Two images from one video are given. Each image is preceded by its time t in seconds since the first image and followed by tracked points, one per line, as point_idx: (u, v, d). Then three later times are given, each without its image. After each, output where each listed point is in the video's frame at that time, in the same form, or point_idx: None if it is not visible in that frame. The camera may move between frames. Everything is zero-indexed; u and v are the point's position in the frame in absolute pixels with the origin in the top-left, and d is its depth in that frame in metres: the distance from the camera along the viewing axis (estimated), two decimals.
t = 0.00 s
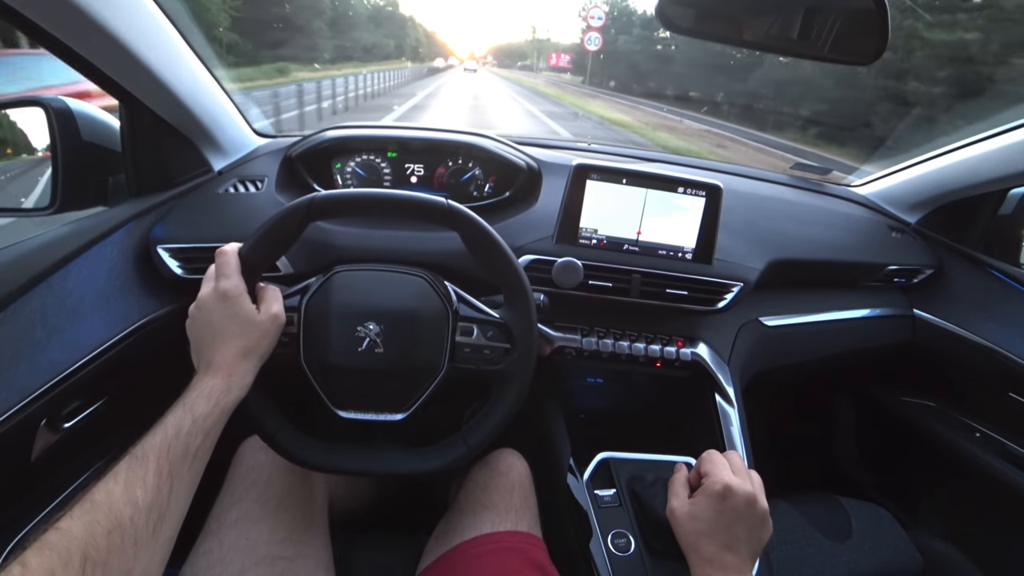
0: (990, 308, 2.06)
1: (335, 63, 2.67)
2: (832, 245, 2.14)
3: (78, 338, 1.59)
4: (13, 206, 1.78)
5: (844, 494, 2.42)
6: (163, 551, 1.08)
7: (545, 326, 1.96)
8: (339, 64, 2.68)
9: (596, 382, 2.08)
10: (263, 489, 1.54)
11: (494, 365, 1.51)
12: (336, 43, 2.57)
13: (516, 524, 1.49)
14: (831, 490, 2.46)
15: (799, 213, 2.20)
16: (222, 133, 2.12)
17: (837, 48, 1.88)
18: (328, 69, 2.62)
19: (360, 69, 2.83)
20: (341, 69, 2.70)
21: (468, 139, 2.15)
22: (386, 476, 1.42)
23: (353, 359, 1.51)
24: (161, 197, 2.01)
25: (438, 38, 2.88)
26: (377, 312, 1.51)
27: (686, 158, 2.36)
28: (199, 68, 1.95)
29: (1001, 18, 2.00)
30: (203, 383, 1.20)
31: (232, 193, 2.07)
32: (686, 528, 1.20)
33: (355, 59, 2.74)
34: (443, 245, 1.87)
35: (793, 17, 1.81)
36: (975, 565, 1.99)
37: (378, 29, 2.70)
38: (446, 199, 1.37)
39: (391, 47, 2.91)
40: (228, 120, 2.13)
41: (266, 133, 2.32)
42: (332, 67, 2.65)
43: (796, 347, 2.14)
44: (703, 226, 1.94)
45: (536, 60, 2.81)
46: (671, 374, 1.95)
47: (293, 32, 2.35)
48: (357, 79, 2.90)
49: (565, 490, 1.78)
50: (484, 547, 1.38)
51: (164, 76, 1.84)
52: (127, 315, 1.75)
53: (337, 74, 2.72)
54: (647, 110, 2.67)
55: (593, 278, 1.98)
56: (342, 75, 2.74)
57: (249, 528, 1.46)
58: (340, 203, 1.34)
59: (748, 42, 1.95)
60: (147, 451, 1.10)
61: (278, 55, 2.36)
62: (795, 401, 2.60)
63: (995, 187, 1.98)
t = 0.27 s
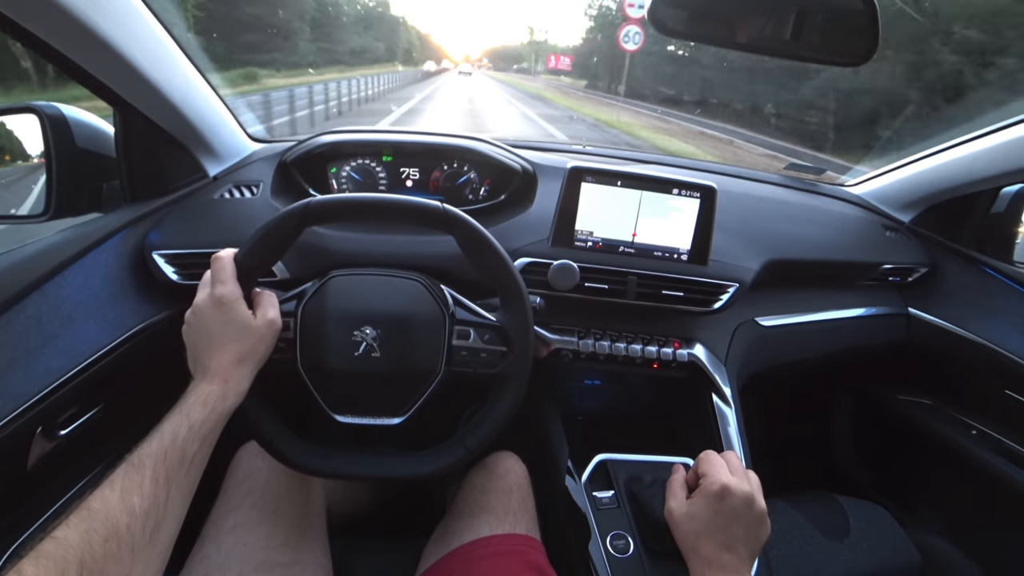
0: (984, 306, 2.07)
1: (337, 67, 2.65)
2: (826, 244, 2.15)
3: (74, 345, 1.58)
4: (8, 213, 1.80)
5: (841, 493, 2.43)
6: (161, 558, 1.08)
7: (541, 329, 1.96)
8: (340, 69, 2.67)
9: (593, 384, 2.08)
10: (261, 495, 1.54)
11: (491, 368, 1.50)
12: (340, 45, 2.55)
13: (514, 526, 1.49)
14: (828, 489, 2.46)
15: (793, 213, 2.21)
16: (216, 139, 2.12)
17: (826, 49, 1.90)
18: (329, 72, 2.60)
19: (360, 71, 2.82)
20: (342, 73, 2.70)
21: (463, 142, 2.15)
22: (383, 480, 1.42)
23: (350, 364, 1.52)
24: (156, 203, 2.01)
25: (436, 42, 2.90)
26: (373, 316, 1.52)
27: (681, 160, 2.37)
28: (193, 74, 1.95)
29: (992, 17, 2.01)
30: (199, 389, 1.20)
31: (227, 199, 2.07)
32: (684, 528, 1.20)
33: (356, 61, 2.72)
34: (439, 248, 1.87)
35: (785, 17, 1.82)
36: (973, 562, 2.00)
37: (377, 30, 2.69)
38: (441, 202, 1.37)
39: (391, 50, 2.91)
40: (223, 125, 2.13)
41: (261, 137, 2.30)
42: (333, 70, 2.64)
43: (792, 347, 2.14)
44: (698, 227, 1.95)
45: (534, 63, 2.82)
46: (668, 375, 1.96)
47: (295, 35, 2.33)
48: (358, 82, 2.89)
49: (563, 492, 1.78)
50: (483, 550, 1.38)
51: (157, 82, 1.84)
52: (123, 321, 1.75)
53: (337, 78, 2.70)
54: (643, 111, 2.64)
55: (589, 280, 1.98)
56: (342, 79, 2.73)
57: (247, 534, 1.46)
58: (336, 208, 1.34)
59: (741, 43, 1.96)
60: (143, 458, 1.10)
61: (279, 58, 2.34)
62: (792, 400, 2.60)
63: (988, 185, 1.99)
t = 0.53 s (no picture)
0: (981, 310, 2.07)
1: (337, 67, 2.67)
2: (824, 248, 2.15)
3: (70, 347, 1.58)
4: (7, 213, 1.79)
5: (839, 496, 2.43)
6: (158, 562, 1.08)
7: (539, 332, 1.96)
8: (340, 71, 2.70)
9: (591, 388, 2.08)
10: (258, 498, 1.53)
11: (489, 370, 1.51)
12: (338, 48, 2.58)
13: (512, 530, 1.49)
14: (826, 492, 2.46)
15: (791, 217, 2.22)
16: (216, 140, 2.12)
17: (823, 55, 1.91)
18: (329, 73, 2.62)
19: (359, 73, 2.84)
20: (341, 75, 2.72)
21: (462, 144, 2.15)
22: (380, 483, 1.41)
23: (348, 367, 1.51)
24: (154, 205, 2.01)
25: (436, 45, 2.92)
26: (371, 318, 1.51)
27: (679, 163, 2.37)
28: (192, 75, 1.95)
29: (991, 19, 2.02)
30: (197, 391, 1.20)
31: (226, 200, 2.07)
32: (682, 532, 1.20)
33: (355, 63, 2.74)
34: (437, 251, 1.87)
35: (782, 20, 1.83)
36: (970, 565, 2.00)
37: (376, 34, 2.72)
38: (440, 205, 1.37)
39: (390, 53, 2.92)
40: (222, 126, 2.13)
41: (260, 139, 2.30)
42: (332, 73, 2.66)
43: (789, 351, 2.15)
44: (696, 231, 1.95)
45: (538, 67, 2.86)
46: (666, 379, 1.96)
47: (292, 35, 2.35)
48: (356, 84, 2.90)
49: (561, 495, 1.77)
50: (481, 554, 1.38)
51: (157, 82, 1.84)
52: (119, 323, 1.74)
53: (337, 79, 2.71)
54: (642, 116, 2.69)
55: (587, 283, 1.98)
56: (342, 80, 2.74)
57: (243, 537, 1.45)
58: (335, 210, 1.34)
59: (739, 48, 1.97)
60: (140, 461, 1.10)
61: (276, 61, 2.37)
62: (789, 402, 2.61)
63: (985, 190, 2.00)
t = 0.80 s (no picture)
0: (978, 311, 2.07)
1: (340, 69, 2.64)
2: (823, 250, 2.15)
3: (66, 348, 1.57)
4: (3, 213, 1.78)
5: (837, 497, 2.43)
6: (154, 563, 1.07)
7: (538, 333, 1.95)
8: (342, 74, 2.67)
9: (588, 389, 2.08)
10: (255, 499, 1.53)
11: (488, 372, 1.51)
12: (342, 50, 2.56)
13: (510, 531, 1.49)
14: (824, 494, 2.46)
15: (789, 218, 2.22)
16: (214, 141, 2.12)
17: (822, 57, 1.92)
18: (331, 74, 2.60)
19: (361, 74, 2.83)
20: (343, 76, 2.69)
21: (460, 146, 2.15)
22: (378, 485, 1.41)
23: (346, 368, 1.51)
24: (152, 205, 2.01)
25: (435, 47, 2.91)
26: (369, 320, 1.51)
27: (677, 164, 2.37)
28: (190, 75, 1.95)
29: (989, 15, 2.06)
30: (194, 392, 1.19)
31: (224, 201, 2.06)
32: (680, 534, 1.19)
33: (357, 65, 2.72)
34: (435, 252, 1.87)
35: (781, 22, 1.83)
36: (968, 566, 2.00)
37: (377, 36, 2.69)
38: (438, 206, 1.37)
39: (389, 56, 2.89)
40: (220, 127, 2.12)
41: (258, 140, 2.30)
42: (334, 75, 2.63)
43: (788, 352, 2.15)
44: (694, 232, 1.95)
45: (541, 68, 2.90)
46: (665, 380, 1.97)
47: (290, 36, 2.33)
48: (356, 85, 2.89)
49: (559, 497, 1.77)
50: (479, 556, 1.37)
51: (155, 83, 1.83)
52: (116, 325, 1.74)
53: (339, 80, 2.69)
54: (641, 118, 2.71)
55: (586, 284, 1.97)
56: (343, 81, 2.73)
57: (241, 539, 1.44)
58: (333, 210, 1.34)
59: (737, 50, 1.97)
60: (136, 462, 1.10)
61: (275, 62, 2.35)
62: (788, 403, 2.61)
63: (982, 191, 2.00)
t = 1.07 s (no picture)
0: (976, 312, 2.08)
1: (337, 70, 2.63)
2: (821, 252, 2.16)
3: (64, 348, 1.57)
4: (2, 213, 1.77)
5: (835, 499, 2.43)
6: (150, 563, 1.07)
7: (535, 334, 1.95)
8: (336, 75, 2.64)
9: (587, 391, 2.07)
10: (252, 500, 1.53)
11: (484, 373, 1.50)
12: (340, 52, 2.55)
13: (507, 533, 1.49)
14: (822, 495, 2.47)
15: (787, 220, 2.22)
16: (212, 141, 2.12)
17: (818, 61, 1.93)
18: (322, 75, 2.57)
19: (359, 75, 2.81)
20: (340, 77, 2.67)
21: (458, 147, 2.15)
22: (375, 486, 1.41)
23: (343, 368, 1.51)
24: (150, 205, 2.01)
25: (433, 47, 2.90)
26: (366, 321, 1.51)
27: (676, 166, 2.37)
28: (188, 75, 1.94)
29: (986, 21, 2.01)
30: (191, 392, 1.19)
31: (222, 201, 2.07)
32: (677, 535, 1.19)
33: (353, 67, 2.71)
34: (433, 253, 1.87)
35: (780, 25, 1.83)
36: (965, 568, 2.00)
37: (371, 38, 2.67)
38: (436, 207, 1.37)
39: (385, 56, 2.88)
40: (218, 127, 2.12)
41: (257, 140, 2.30)
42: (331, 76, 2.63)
43: (786, 354, 2.15)
44: (692, 233, 1.95)
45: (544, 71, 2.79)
46: (663, 382, 1.97)
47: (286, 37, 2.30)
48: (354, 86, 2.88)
49: (557, 498, 1.77)
50: (477, 557, 1.37)
51: (154, 83, 1.84)
52: (113, 325, 1.74)
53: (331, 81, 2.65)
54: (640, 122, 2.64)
55: (583, 285, 1.97)
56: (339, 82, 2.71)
57: (237, 540, 1.44)
58: (331, 211, 1.34)
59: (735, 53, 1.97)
60: (133, 461, 1.10)
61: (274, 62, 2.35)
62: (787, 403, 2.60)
63: (980, 193, 2.01)
